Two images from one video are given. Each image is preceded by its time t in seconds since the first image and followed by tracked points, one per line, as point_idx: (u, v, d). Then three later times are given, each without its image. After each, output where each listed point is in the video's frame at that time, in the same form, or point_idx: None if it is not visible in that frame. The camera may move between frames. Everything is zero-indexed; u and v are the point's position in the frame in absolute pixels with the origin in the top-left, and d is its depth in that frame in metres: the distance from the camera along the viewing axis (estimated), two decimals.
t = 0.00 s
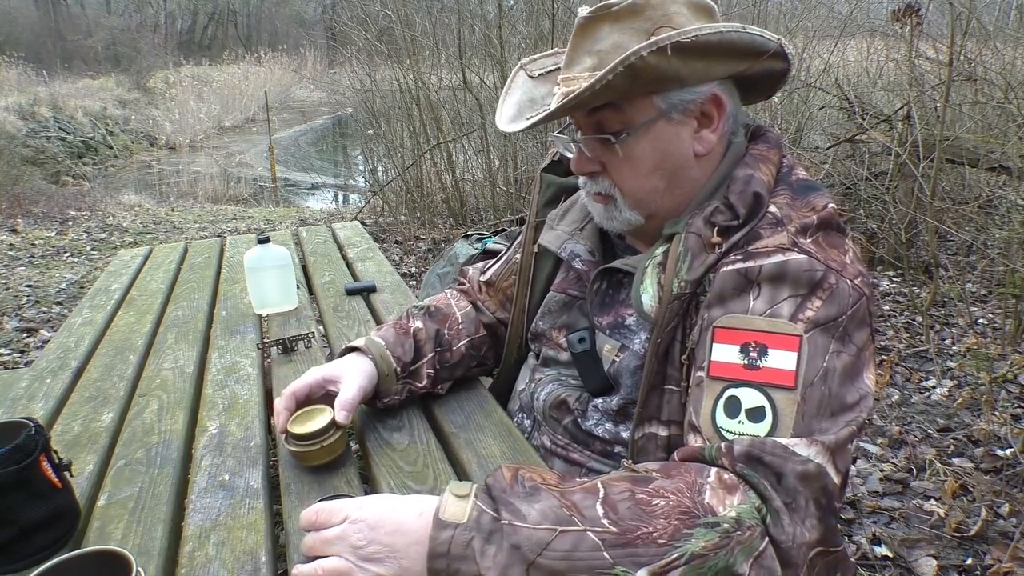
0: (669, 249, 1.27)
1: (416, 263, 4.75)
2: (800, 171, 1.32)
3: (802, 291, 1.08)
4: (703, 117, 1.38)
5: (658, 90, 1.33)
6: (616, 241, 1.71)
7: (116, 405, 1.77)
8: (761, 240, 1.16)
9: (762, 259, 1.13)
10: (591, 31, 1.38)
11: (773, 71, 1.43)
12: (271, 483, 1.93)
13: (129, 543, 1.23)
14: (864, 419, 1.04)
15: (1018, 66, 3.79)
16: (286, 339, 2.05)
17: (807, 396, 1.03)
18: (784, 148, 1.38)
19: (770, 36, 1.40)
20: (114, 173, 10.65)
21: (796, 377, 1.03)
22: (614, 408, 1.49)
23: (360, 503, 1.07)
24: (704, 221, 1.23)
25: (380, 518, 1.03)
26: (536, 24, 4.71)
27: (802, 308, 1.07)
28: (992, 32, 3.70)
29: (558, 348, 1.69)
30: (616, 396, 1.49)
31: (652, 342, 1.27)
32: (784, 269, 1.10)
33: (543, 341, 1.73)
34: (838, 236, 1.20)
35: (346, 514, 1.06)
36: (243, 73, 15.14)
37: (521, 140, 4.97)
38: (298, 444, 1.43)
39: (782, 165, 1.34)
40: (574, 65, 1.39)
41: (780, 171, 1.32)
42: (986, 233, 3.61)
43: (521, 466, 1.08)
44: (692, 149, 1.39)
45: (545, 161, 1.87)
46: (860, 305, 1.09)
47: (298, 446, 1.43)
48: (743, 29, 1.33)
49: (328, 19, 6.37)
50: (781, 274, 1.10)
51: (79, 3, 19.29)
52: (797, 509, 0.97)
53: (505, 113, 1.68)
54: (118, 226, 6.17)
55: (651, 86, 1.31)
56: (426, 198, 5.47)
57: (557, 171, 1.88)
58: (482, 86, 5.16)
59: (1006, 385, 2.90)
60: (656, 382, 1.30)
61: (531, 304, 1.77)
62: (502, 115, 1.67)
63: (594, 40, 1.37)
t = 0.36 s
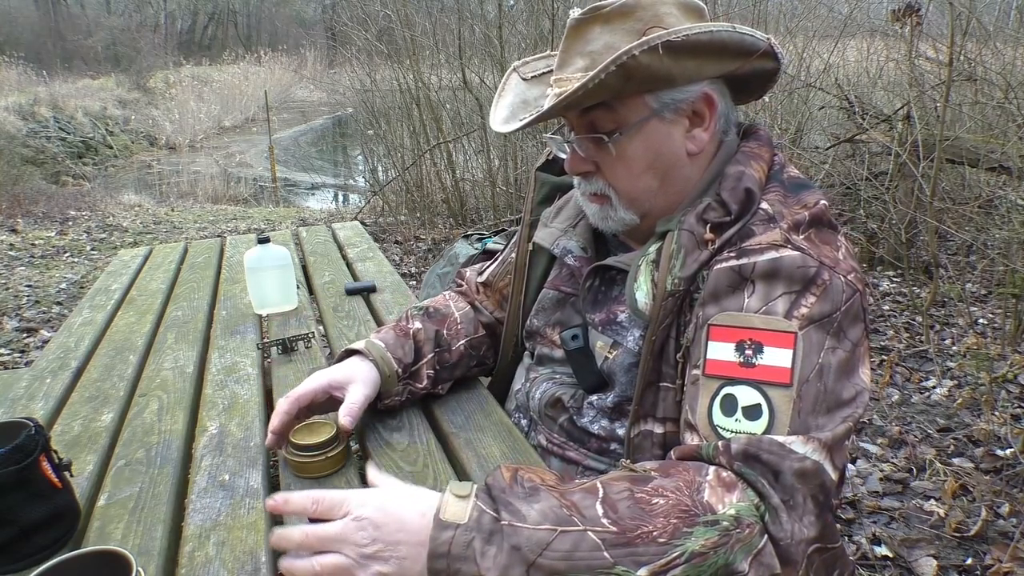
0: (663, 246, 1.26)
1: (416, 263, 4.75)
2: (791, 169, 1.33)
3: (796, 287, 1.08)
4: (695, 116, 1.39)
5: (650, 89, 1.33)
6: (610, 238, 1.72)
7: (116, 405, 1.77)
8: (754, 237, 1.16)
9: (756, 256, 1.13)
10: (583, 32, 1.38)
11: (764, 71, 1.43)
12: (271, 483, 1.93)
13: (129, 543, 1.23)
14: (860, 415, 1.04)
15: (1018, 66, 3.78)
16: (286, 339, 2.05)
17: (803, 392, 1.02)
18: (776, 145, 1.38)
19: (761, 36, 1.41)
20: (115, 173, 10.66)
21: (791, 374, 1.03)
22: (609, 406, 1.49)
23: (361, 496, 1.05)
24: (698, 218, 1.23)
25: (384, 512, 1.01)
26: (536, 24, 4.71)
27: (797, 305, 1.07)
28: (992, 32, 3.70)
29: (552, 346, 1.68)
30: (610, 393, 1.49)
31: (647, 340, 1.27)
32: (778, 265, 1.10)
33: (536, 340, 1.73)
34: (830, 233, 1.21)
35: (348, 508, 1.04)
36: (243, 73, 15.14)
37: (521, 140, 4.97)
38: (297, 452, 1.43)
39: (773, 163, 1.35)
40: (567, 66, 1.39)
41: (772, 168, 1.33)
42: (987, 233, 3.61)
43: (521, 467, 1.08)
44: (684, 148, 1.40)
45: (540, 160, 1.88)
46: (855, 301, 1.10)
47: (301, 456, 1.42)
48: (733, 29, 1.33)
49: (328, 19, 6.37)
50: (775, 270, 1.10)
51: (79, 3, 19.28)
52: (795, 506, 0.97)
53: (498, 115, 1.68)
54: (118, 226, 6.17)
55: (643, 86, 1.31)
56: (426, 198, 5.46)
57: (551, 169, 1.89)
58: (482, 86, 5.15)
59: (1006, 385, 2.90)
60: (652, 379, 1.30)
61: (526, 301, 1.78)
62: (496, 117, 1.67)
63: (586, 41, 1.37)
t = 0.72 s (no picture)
0: (667, 245, 1.27)
1: (416, 263, 4.75)
2: (794, 169, 1.33)
3: (801, 288, 1.08)
4: (703, 120, 1.38)
5: (658, 96, 1.33)
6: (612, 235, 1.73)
7: (117, 405, 1.77)
8: (758, 237, 1.16)
9: (760, 256, 1.12)
10: (589, 35, 1.37)
11: (771, 71, 1.43)
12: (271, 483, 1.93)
13: (128, 542, 1.23)
14: (862, 416, 1.06)
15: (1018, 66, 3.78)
16: (286, 339, 2.05)
17: (808, 393, 1.03)
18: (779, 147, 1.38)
19: (767, 37, 1.41)
20: (115, 173, 10.66)
21: (797, 375, 1.03)
22: (610, 405, 1.49)
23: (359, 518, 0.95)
24: (701, 218, 1.24)
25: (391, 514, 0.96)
26: (536, 24, 4.71)
27: (801, 305, 1.07)
28: (992, 32, 3.69)
29: (553, 345, 1.69)
30: (611, 393, 1.49)
31: (649, 339, 1.27)
32: (783, 265, 1.10)
33: (538, 337, 1.74)
34: (834, 233, 1.21)
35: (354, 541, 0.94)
36: (243, 73, 15.13)
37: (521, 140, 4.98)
38: (297, 450, 1.43)
39: (777, 162, 1.35)
40: (573, 71, 1.39)
41: (775, 168, 1.33)
42: (987, 233, 3.61)
43: (521, 471, 1.05)
44: (691, 152, 1.39)
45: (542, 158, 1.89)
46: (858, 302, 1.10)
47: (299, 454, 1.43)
48: (741, 32, 1.34)
49: (328, 19, 6.37)
50: (780, 270, 1.10)
51: (79, 3, 19.26)
52: (798, 509, 0.98)
53: (503, 120, 1.68)
54: (118, 226, 6.17)
55: (652, 93, 1.32)
56: (426, 198, 5.47)
57: (553, 167, 1.90)
58: (482, 86, 5.16)
59: (1006, 385, 2.90)
60: (654, 378, 1.30)
61: (529, 299, 1.77)
62: (501, 123, 1.67)
63: (592, 45, 1.37)
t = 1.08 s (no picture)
0: (668, 248, 1.27)
1: (416, 263, 4.75)
2: (799, 171, 1.33)
3: (803, 291, 1.08)
4: (706, 117, 1.39)
5: (662, 91, 1.33)
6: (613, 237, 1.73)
7: (117, 405, 1.77)
8: (761, 240, 1.16)
9: (763, 260, 1.12)
10: (594, 30, 1.37)
11: (775, 70, 1.43)
12: (271, 483, 1.93)
13: (128, 542, 1.23)
14: (867, 419, 1.05)
15: (1018, 66, 3.78)
16: (286, 339, 2.04)
17: (810, 396, 1.02)
18: (784, 146, 1.38)
19: (772, 36, 1.41)
20: (115, 173, 10.66)
21: (798, 378, 1.03)
22: (612, 406, 1.48)
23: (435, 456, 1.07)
24: (704, 220, 1.23)
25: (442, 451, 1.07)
26: (536, 24, 4.72)
27: (803, 309, 1.07)
28: (992, 32, 3.69)
29: (554, 346, 1.68)
30: (614, 394, 1.49)
31: (651, 341, 1.28)
32: (786, 269, 1.10)
33: (538, 338, 1.73)
34: (837, 236, 1.21)
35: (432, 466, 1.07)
36: (243, 74, 15.14)
37: (521, 141, 4.98)
38: (298, 451, 1.43)
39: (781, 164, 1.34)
40: (577, 65, 1.39)
41: (779, 170, 1.32)
42: (986, 233, 3.61)
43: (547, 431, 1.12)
44: (695, 149, 1.40)
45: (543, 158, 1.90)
46: (862, 304, 1.10)
47: (298, 454, 1.43)
48: (746, 30, 1.34)
49: (328, 19, 6.37)
50: (782, 274, 1.10)
51: (79, 4, 19.26)
52: (800, 509, 0.98)
53: (506, 113, 1.68)
54: (118, 225, 6.17)
55: (655, 87, 1.31)
56: (426, 198, 5.47)
57: (556, 167, 1.91)
58: (482, 86, 5.16)
59: (1006, 385, 2.89)
60: (656, 380, 1.30)
61: (529, 300, 1.78)
62: (504, 115, 1.67)
63: (597, 40, 1.37)
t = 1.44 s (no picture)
0: (658, 249, 1.28)
1: (416, 263, 4.75)
2: (792, 169, 1.35)
3: (787, 282, 1.08)
4: (702, 120, 1.39)
5: (660, 93, 1.33)
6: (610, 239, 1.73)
7: (116, 404, 1.77)
8: (746, 235, 1.17)
9: (746, 252, 1.13)
10: (590, 30, 1.36)
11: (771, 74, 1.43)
12: (271, 483, 1.94)
13: (128, 543, 1.23)
14: (851, 410, 1.04)
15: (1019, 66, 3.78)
16: (286, 339, 2.04)
17: (792, 384, 1.02)
18: (778, 145, 1.39)
19: (769, 40, 1.41)
20: (115, 173, 10.65)
21: (779, 365, 1.03)
22: (608, 410, 1.48)
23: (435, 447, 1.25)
24: (694, 220, 1.23)
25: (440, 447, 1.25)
26: (537, 24, 4.72)
27: (787, 298, 1.07)
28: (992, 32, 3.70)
29: (550, 350, 1.69)
30: (610, 398, 1.49)
31: (641, 341, 1.28)
32: (768, 261, 1.10)
33: (534, 342, 1.74)
34: (829, 233, 1.20)
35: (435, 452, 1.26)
36: (243, 74, 15.13)
37: (521, 141, 4.97)
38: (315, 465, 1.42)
39: (774, 163, 1.35)
40: (574, 65, 1.38)
41: (773, 168, 1.34)
42: (986, 233, 3.61)
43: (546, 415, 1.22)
44: (691, 152, 1.40)
45: (538, 160, 1.88)
46: (848, 296, 1.09)
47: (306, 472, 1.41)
48: (743, 32, 1.34)
49: (328, 19, 6.37)
50: (765, 266, 1.10)
51: (79, 4, 19.24)
52: (779, 492, 0.98)
53: (500, 112, 1.67)
54: (118, 226, 6.17)
55: (653, 89, 1.31)
56: (426, 198, 5.47)
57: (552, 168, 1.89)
58: (482, 86, 5.15)
59: (1005, 385, 2.90)
60: (648, 383, 1.31)
61: (528, 302, 1.77)
62: (498, 115, 1.66)
63: (594, 40, 1.36)
